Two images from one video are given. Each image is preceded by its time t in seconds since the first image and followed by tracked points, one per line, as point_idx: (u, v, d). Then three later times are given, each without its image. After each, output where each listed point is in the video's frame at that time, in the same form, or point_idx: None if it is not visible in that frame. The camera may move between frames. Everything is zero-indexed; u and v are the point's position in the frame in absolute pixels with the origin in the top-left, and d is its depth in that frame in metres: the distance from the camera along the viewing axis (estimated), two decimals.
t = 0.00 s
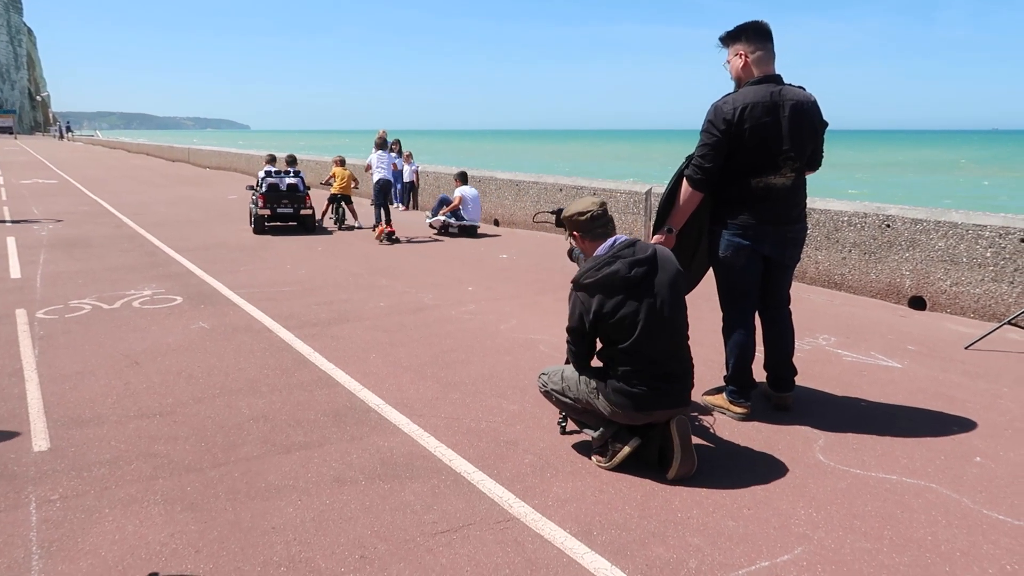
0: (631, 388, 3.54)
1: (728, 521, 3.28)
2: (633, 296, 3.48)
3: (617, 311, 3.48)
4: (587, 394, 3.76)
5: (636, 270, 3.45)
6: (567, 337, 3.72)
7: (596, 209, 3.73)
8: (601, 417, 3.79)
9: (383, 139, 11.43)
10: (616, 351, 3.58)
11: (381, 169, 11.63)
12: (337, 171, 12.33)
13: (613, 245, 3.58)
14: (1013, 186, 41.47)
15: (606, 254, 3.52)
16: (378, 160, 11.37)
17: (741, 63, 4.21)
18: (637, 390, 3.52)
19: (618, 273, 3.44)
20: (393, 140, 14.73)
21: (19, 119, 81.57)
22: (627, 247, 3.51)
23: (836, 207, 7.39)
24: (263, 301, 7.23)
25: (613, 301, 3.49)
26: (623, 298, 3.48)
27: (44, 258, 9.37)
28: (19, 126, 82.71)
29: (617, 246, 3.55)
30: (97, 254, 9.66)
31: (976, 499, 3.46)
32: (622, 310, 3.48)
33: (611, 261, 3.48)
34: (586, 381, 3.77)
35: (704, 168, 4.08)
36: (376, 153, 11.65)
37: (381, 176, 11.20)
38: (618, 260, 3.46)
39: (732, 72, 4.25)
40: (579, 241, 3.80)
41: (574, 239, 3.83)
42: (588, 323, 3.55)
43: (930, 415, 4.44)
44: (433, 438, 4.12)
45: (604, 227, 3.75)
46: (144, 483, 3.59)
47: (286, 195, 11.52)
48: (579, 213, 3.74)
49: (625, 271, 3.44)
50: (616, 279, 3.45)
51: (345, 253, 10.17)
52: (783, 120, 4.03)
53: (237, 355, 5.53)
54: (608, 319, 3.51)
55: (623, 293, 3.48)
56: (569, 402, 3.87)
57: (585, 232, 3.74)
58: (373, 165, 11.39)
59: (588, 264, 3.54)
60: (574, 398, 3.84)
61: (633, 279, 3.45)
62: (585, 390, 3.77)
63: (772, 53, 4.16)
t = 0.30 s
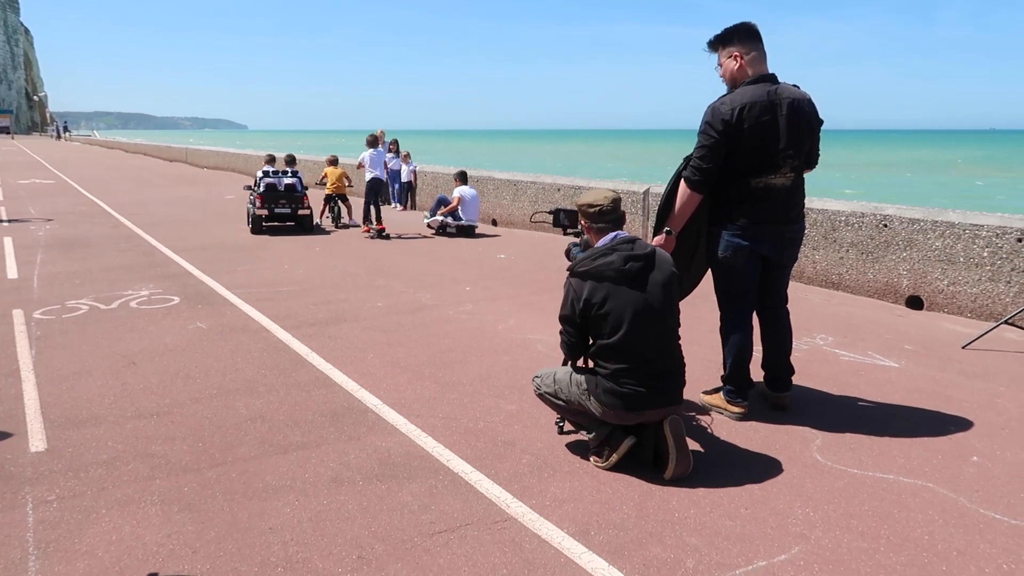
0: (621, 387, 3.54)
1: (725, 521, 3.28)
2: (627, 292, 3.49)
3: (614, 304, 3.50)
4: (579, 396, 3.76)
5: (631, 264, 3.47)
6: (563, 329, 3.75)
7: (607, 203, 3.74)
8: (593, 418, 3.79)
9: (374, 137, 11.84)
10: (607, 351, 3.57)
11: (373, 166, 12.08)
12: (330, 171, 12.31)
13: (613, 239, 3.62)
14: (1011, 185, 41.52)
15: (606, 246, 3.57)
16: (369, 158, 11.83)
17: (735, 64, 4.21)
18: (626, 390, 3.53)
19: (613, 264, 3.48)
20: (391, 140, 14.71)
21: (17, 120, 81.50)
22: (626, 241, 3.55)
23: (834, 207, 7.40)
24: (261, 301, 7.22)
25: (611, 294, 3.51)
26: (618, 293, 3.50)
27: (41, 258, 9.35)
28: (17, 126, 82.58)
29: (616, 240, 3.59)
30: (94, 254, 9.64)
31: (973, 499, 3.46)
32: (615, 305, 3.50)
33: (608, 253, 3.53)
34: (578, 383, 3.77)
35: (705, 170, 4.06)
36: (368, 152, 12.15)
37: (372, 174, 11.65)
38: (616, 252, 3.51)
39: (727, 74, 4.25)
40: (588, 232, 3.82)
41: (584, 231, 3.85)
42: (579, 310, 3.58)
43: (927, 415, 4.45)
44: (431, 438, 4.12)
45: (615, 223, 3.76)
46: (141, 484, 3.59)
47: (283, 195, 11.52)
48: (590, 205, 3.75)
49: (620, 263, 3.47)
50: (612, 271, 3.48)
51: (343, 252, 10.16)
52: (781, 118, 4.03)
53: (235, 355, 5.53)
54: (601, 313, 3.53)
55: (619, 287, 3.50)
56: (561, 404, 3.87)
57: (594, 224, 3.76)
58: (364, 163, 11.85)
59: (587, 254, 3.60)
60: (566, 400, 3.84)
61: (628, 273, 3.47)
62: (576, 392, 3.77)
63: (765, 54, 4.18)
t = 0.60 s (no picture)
0: (619, 388, 3.54)
1: (723, 521, 3.28)
2: (625, 291, 3.49)
3: (611, 304, 3.49)
4: (576, 397, 3.76)
5: (628, 262, 3.49)
6: (559, 329, 3.74)
7: (609, 205, 3.75)
8: (591, 419, 3.79)
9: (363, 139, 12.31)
10: (606, 351, 3.56)
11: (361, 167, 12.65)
12: (326, 171, 12.33)
13: (610, 238, 3.63)
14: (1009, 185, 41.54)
15: (602, 245, 3.58)
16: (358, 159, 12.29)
17: (739, 69, 4.19)
18: (624, 390, 3.53)
19: (610, 263, 3.49)
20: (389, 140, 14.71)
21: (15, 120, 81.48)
22: (623, 241, 3.56)
23: (832, 207, 7.40)
24: (259, 301, 7.22)
25: (608, 293, 3.51)
26: (615, 292, 3.50)
27: (39, 258, 9.34)
28: (15, 125, 82.57)
29: (613, 239, 3.60)
30: (93, 255, 9.63)
31: (971, 499, 3.46)
32: (613, 305, 3.49)
33: (605, 252, 3.54)
34: (576, 384, 3.77)
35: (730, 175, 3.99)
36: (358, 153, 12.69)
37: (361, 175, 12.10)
38: (612, 251, 3.52)
39: (732, 79, 4.21)
40: (587, 233, 3.82)
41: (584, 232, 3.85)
42: (576, 309, 3.58)
43: (925, 415, 4.45)
44: (429, 438, 4.12)
45: (617, 225, 3.77)
46: (139, 485, 3.58)
47: (281, 195, 11.52)
48: (591, 207, 3.75)
49: (616, 261, 3.48)
50: (608, 269, 3.49)
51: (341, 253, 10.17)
52: (798, 117, 4.03)
53: (233, 355, 5.52)
54: (597, 313, 3.54)
55: (616, 287, 3.50)
56: (559, 404, 3.87)
57: (594, 225, 3.76)
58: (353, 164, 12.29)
59: (583, 253, 3.61)
60: (563, 401, 3.85)
61: (625, 271, 3.48)
62: (574, 393, 3.77)
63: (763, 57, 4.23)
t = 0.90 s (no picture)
0: (619, 388, 3.53)
1: (722, 522, 3.28)
2: (625, 291, 3.49)
3: (611, 304, 3.49)
4: (577, 397, 3.76)
5: (628, 262, 3.49)
6: (559, 330, 3.74)
7: (609, 207, 3.75)
8: (591, 419, 3.79)
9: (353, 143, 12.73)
10: (607, 352, 3.56)
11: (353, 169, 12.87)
12: (325, 171, 12.34)
13: (610, 239, 3.62)
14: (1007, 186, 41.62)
15: (602, 246, 3.58)
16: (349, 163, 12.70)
17: (755, 73, 4.01)
18: (624, 391, 3.53)
19: (610, 263, 3.49)
20: (388, 141, 14.71)
21: (14, 120, 81.55)
22: (623, 242, 3.56)
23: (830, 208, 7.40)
24: (259, 301, 7.22)
25: (608, 294, 3.51)
26: (615, 293, 3.50)
27: (38, 258, 9.33)
28: (14, 125, 82.59)
29: (613, 240, 3.60)
30: (92, 255, 9.62)
31: (970, 500, 3.46)
32: (615, 305, 3.49)
33: (605, 253, 3.54)
34: (576, 384, 3.77)
35: (769, 176, 3.82)
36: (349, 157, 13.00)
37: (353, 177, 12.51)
38: (612, 251, 3.52)
39: (751, 85, 4.01)
40: (587, 234, 3.82)
41: (583, 234, 3.85)
42: (576, 310, 3.58)
43: (925, 416, 4.45)
44: (428, 439, 4.12)
45: (617, 227, 3.77)
46: (138, 485, 3.58)
47: (281, 196, 11.52)
48: (592, 209, 3.75)
49: (616, 262, 3.49)
50: (608, 270, 3.49)
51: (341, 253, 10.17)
52: (825, 111, 3.91)
53: (232, 355, 5.52)
54: (597, 313, 3.53)
55: (617, 288, 3.50)
56: (559, 404, 3.87)
57: (595, 227, 3.76)
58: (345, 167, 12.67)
59: (583, 253, 3.61)
60: (563, 401, 3.85)
61: (625, 272, 3.48)
62: (574, 393, 3.77)
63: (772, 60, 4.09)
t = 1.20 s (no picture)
0: (621, 389, 3.53)
1: (722, 523, 3.28)
2: (627, 292, 3.49)
3: (612, 305, 3.49)
4: (577, 397, 3.76)
5: (629, 263, 3.48)
6: (561, 331, 3.73)
7: (611, 207, 3.74)
8: (591, 419, 3.79)
9: (348, 144, 12.91)
10: (608, 352, 3.56)
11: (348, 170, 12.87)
12: (324, 171, 12.35)
13: (611, 240, 3.62)
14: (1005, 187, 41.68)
15: (603, 246, 3.58)
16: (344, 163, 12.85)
17: (765, 72, 3.92)
18: (626, 391, 3.52)
19: (612, 264, 3.49)
20: (387, 142, 14.72)
21: (13, 120, 81.56)
22: (625, 242, 3.55)
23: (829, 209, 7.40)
24: (258, 302, 7.21)
25: (609, 294, 3.51)
26: (617, 294, 3.50)
27: (37, 259, 9.32)
28: (14, 126, 82.58)
29: (614, 240, 3.60)
30: (91, 255, 9.61)
31: (970, 501, 3.46)
32: (617, 306, 3.49)
33: (607, 253, 3.53)
34: (577, 384, 3.76)
35: (793, 179, 3.69)
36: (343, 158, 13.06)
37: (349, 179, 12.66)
38: (614, 251, 3.52)
39: (759, 84, 3.93)
40: (587, 234, 3.81)
41: (584, 234, 3.84)
42: (578, 311, 3.58)
43: (925, 417, 4.44)
44: (428, 440, 4.11)
45: (618, 227, 3.77)
46: (137, 486, 3.57)
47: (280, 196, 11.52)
48: (593, 209, 3.75)
49: (618, 262, 3.48)
50: (610, 270, 3.49)
51: (340, 253, 10.16)
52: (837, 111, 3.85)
53: (231, 356, 5.51)
54: (599, 314, 3.53)
55: (618, 288, 3.50)
56: (559, 405, 3.87)
57: (596, 227, 3.75)
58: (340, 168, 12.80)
59: (585, 253, 3.61)
60: (564, 401, 3.84)
61: (626, 272, 3.48)
62: (575, 393, 3.77)
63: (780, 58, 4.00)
